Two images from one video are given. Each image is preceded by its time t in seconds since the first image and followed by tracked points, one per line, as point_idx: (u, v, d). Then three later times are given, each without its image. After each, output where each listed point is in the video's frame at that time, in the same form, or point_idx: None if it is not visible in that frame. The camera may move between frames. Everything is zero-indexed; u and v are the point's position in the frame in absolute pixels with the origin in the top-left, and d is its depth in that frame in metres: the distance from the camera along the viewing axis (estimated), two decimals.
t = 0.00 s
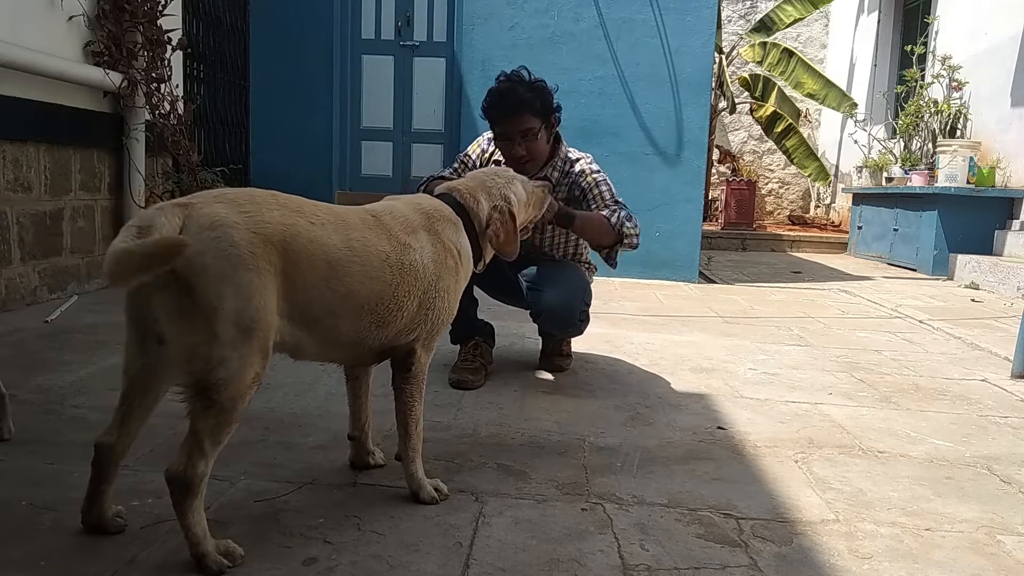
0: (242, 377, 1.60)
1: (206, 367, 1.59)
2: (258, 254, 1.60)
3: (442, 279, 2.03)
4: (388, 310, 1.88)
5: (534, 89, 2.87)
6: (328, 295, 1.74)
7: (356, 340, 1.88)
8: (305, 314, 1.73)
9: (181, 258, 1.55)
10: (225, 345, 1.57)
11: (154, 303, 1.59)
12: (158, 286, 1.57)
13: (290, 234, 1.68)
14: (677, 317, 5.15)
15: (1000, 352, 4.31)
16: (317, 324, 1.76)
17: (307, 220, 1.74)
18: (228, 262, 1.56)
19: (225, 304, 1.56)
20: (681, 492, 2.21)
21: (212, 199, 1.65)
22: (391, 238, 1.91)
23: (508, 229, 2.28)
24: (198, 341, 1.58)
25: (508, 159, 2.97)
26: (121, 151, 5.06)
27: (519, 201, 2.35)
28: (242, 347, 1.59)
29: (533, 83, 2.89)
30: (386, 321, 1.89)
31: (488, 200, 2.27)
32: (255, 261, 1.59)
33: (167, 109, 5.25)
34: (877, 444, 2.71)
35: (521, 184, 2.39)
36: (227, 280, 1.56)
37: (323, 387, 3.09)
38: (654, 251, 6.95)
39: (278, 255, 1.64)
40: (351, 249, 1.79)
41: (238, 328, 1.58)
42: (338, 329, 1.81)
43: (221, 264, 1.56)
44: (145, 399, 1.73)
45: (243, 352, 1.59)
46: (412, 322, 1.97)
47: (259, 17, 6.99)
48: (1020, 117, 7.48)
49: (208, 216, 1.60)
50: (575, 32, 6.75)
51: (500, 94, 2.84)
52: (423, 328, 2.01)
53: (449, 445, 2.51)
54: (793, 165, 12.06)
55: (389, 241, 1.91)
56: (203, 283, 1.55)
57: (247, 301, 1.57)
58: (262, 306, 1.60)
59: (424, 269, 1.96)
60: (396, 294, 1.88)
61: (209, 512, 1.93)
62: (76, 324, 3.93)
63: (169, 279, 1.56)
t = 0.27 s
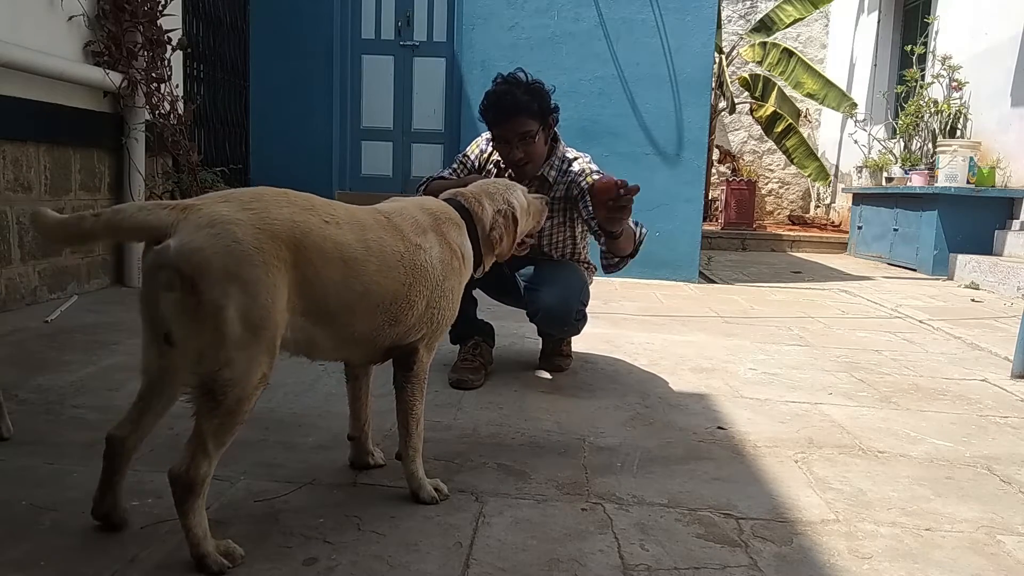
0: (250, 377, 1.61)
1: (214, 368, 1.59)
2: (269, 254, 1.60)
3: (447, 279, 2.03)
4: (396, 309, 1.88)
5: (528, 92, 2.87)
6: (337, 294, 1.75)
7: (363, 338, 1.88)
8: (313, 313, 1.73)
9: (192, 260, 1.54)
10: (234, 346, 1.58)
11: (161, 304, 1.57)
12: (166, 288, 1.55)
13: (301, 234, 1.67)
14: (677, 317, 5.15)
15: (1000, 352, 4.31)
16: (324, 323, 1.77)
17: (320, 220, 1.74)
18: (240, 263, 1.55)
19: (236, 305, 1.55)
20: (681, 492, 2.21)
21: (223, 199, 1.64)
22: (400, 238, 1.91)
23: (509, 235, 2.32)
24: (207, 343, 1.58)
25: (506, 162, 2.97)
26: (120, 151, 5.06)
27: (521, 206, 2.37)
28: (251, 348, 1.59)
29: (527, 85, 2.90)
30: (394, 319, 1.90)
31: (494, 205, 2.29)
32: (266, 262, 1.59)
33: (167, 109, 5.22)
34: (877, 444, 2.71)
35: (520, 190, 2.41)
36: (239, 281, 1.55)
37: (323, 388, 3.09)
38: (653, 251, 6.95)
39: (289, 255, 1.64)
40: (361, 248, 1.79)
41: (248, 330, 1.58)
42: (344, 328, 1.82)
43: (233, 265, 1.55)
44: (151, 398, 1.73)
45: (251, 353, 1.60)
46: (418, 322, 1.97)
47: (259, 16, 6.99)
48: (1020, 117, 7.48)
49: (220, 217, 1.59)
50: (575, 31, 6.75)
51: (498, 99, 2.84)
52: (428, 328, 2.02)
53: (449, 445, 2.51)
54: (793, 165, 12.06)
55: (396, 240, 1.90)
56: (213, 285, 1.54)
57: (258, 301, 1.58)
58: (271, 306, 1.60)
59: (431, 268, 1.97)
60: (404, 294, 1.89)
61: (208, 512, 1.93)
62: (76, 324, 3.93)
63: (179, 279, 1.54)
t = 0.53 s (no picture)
0: (254, 375, 1.62)
1: (218, 367, 1.59)
2: (270, 251, 1.61)
3: (446, 278, 2.01)
4: (396, 307, 1.88)
5: (544, 88, 2.86)
6: (337, 291, 1.75)
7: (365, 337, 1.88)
8: (313, 310, 1.73)
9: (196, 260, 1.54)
10: (239, 344, 1.58)
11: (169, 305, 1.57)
12: (175, 291, 1.56)
13: (300, 231, 1.68)
14: (677, 317, 5.15)
15: (1000, 352, 4.31)
16: (326, 321, 1.77)
17: (311, 215, 1.75)
18: (243, 260, 1.57)
19: (241, 303, 1.56)
20: (681, 492, 2.21)
21: (222, 199, 1.65)
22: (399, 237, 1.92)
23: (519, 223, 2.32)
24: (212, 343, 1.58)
25: (512, 156, 2.96)
26: (120, 151, 5.06)
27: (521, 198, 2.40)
28: (255, 346, 1.60)
29: (541, 82, 2.89)
30: (393, 316, 1.89)
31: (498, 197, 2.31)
32: (267, 259, 1.60)
33: (167, 109, 5.21)
34: (877, 444, 2.71)
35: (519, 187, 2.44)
36: (242, 278, 1.56)
37: (323, 388, 3.09)
38: (653, 251, 6.95)
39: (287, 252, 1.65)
40: (361, 246, 1.80)
41: (252, 328, 1.59)
42: (345, 327, 1.82)
43: (235, 263, 1.56)
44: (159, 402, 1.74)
45: (256, 351, 1.61)
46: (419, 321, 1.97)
47: (259, 16, 6.99)
48: (1020, 117, 7.48)
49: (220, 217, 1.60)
50: (575, 31, 6.75)
51: (511, 92, 2.83)
52: (430, 327, 2.01)
53: (449, 445, 2.51)
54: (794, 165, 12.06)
55: (397, 239, 1.91)
56: (218, 283, 1.55)
57: (261, 298, 1.59)
58: (273, 303, 1.61)
59: (432, 266, 1.97)
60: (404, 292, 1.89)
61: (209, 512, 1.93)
62: (76, 324, 3.93)
63: (187, 280, 1.55)
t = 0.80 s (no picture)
0: (259, 369, 1.62)
1: (223, 362, 1.59)
2: (274, 246, 1.61)
3: (448, 273, 2.02)
4: (398, 303, 1.89)
5: (555, 80, 2.86)
6: (340, 287, 1.76)
7: (366, 333, 1.89)
8: (316, 306, 1.73)
9: (202, 255, 1.53)
10: (244, 339, 1.58)
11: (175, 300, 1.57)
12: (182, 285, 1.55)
13: (303, 226, 1.68)
14: (677, 317, 5.15)
15: (1000, 352, 4.31)
16: (328, 317, 1.77)
17: (313, 212, 1.74)
18: (248, 255, 1.56)
19: (247, 298, 1.56)
20: (681, 492, 2.21)
21: (225, 195, 1.64)
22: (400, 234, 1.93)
23: (513, 208, 2.35)
24: (218, 338, 1.57)
25: (516, 145, 2.97)
26: (120, 151, 5.06)
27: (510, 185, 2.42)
28: (260, 340, 1.60)
29: (553, 74, 2.88)
30: (394, 311, 1.90)
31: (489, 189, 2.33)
32: (270, 254, 1.59)
33: (167, 109, 5.21)
34: (877, 444, 2.71)
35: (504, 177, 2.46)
36: (247, 273, 1.56)
37: (323, 388, 3.09)
38: (653, 251, 6.95)
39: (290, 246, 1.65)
40: (363, 243, 1.80)
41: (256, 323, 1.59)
42: (347, 322, 1.82)
43: (240, 258, 1.55)
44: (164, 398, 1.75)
45: (260, 345, 1.60)
46: (421, 318, 1.97)
47: (260, 16, 6.99)
48: (1020, 117, 7.48)
49: (224, 213, 1.60)
50: (575, 31, 6.75)
51: (524, 79, 2.81)
52: (431, 324, 2.02)
53: (450, 445, 2.51)
54: (794, 165, 12.06)
55: (395, 233, 1.92)
56: (224, 277, 1.54)
57: (266, 293, 1.58)
58: (277, 297, 1.61)
59: (433, 262, 1.97)
60: (406, 288, 1.90)
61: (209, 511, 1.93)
62: (77, 324, 3.93)
63: (194, 275, 1.54)
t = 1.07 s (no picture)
0: (273, 368, 1.63)
1: (237, 361, 1.59)
2: (284, 246, 1.62)
3: (450, 272, 2.03)
4: (403, 303, 1.90)
5: (558, 82, 2.85)
6: (348, 288, 1.77)
7: (373, 333, 1.90)
8: (323, 306, 1.74)
9: (215, 255, 1.54)
10: (258, 339, 1.59)
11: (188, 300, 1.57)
12: (195, 286, 1.56)
13: (308, 227, 1.70)
14: (677, 317, 5.15)
15: (1000, 352, 4.31)
16: (336, 316, 1.78)
17: (319, 216, 1.76)
18: (260, 255, 1.57)
19: (259, 298, 1.57)
20: (681, 492, 2.21)
21: (231, 198, 1.65)
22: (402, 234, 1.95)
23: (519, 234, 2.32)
24: (232, 338, 1.58)
25: (516, 145, 2.96)
26: (120, 151, 5.06)
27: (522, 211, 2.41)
28: (274, 339, 1.61)
29: (557, 74, 2.88)
30: (401, 311, 1.91)
31: (497, 208, 2.32)
32: (280, 253, 1.61)
33: (167, 109, 5.21)
34: (877, 444, 2.71)
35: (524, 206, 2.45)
36: (259, 273, 1.57)
37: (323, 388, 3.09)
38: (653, 251, 6.95)
39: (298, 247, 1.66)
40: (366, 244, 1.82)
41: (269, 323, 1.59)
42: (354, 321, 1.83)
43: (252, 259, 1.57)
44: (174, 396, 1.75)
45: (274, 345, 1.61)
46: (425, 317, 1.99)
47: (260, 16, 6.99)
48: (1020, 117, 7.48)
49: (234, 214, 1.61)
50: (575, 31, 6.75)
51: (529, 79, 2.81)
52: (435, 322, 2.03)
53: (450, 445, 2.51)
54: (794, 165, 12.07)
55: (398, 234, 1.93)
56: (237, 278, 1.55)
57: (278, 293, 1.59)
58: (288, 297, 1.62)
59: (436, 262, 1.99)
60: (410, 287, 1.91)
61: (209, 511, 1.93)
62: (77, 324, 3.93)
63: (206, 275, 1.55)
